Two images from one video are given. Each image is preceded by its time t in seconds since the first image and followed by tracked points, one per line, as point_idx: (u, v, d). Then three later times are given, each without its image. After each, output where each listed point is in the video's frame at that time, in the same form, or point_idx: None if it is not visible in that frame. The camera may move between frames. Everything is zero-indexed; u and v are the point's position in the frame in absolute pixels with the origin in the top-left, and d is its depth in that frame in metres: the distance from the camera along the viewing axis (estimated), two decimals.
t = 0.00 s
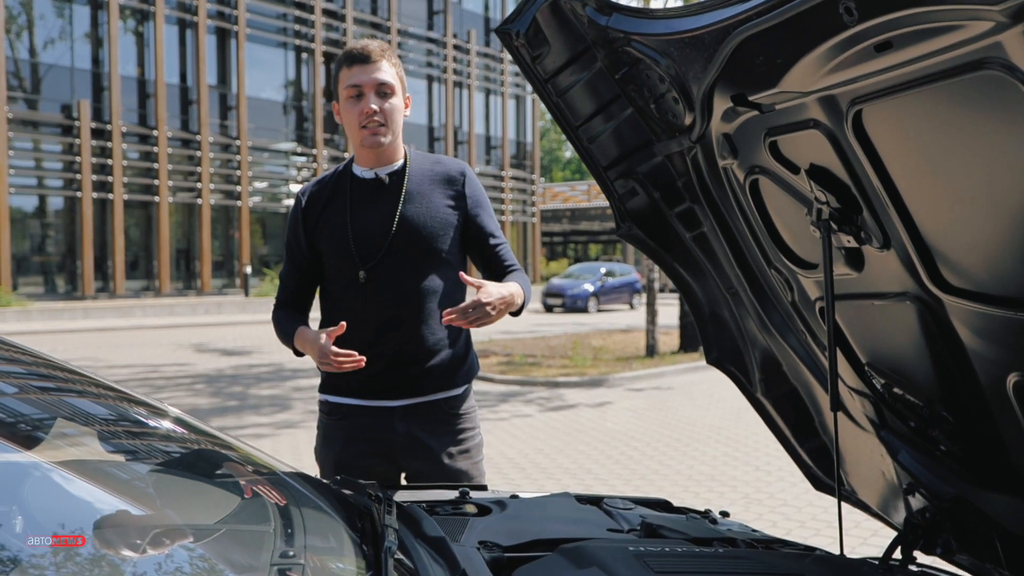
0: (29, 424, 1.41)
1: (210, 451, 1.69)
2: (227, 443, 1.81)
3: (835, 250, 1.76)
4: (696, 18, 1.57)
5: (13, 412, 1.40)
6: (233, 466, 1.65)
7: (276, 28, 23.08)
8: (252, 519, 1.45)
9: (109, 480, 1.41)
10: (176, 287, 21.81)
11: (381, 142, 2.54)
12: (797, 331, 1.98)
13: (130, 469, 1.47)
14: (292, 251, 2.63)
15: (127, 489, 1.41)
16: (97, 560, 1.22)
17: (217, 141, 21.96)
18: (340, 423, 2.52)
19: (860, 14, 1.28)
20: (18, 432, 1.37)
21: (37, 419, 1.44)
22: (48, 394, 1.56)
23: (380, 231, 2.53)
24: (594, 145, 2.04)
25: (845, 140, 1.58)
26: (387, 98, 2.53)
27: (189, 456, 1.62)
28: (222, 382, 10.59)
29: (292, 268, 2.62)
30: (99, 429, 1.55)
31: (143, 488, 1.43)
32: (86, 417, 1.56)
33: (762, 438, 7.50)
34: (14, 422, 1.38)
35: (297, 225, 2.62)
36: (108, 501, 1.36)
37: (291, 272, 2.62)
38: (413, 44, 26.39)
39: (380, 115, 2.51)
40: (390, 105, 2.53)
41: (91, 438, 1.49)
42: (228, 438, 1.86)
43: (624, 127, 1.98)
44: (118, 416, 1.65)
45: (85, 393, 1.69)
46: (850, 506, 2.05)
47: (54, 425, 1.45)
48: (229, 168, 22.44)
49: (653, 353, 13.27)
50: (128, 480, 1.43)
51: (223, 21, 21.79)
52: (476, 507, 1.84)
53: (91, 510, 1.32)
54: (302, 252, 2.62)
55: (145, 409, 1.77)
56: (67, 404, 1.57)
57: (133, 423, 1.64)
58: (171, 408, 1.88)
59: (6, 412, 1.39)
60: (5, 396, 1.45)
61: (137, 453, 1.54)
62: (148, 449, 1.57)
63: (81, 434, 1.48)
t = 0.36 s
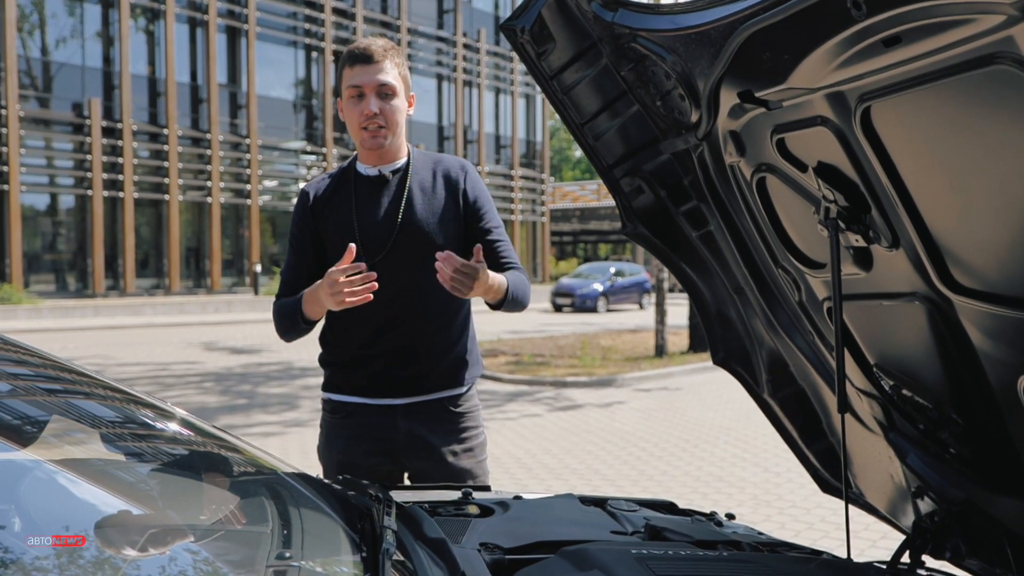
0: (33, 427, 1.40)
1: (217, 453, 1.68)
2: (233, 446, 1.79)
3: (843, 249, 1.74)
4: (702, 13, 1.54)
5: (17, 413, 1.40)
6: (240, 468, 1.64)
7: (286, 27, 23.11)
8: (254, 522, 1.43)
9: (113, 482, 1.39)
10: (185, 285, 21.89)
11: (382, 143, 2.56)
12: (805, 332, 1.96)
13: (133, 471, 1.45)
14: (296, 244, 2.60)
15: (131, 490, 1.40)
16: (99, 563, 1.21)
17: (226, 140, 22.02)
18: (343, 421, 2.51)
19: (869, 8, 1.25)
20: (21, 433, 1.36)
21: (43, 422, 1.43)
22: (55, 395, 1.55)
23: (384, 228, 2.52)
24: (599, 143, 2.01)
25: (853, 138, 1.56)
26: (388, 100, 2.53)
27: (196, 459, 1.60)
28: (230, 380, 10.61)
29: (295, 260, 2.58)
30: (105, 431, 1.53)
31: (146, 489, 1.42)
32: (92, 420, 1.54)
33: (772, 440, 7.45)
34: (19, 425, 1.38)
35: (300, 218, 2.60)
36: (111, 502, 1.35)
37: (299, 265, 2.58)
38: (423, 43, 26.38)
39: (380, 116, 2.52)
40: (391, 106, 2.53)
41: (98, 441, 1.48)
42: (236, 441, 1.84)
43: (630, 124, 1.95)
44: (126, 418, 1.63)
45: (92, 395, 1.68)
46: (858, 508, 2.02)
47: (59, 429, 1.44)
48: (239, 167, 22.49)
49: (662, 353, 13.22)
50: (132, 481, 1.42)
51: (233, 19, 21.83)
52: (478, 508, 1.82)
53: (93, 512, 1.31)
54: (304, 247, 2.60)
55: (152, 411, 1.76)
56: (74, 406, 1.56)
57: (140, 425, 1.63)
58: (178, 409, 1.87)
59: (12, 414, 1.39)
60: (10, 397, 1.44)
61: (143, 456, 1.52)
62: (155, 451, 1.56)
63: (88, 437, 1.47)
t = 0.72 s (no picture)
0: (33, 424, 1.40)
1: (216, 453, 1.67)
2: (236, 444, 1.78)
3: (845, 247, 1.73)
4: (702, 10, 1.52)
5: (19, 413, 1.40)
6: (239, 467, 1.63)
7: (290, 25, 23.10)
8: (252, 519, 1.43)
9: (111, 481, 1.39)
10: (189, 283, 21.92)
11: (386, 151, 2.53)
12: (808, 331, 1.95)
13: (132, 470, 1.44)
14: (292, 246, 2.58)
15: (130, 489, 1.39)
16: (98, 563, 1.21)
17: (229, 137, 22.03)
18: (345, 416, 2.50)
19: (872, 4, 1.24)
20: (19, 431, 1.36)
21: (41, 421, 1.42)
22: (56, 395, 1.54)
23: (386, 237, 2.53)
24: (601, 139, 1.99)
25: (856, 135, 1.55)
26: (391, 106, 2.51)
27: (197, 459, 1.60)
28: (233, 377, 10.62)
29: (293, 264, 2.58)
30: (107, 431, 1.53)
31: (146, 489, 1.41)
32: (94, 421, 1.54)
33: (774, 439, 7.43)
34: (20, 423, 1.38)
35: (297, 220, 2.58)
36: (111, 502, 1.34)
37: (292, 262, 2.58)
38: (426, 40, 26.34)
39: (383, 124, 2.50)
40: (393, 113, 2.52)
41: (99, 440, 1.48)
42: (237, 440, 1.83)
43: (632, 122, 1.94)
44: (128, 418, 1.63)
45: (94, 395, 1.67)
46: (860, 509, 2.01)
47: (61, 427, 1.44)
48: (242, 164, 22.51)
49: (665, 352, 13.20)
50: (131, 480, 1.41)
51: (237, 17, 21.82)
52: (477, 506, 1.81)
53: (93, 511, 1.31)
54: (302, 247, 2.59)
55: (153, 411, 1.75)
56: (75, 406, 1.55)
57: (142, 426, 1.63)
58: (179, 408, 1.86)
59: (13, 413, 1.39)
60: (10, 398, 1.44)
61: (145, 455, 1.52)
62: (156, 451, 1.55)
63: (90, 437, 1.47)
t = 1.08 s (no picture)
0: (30, 422, 1.40)
1: (213, 451, 1.66)
2: (233, 443, 1.78)
3: (842, 245, 1.73)
4: (699, 8, 1.52)
5: (16, 411, 1.40)
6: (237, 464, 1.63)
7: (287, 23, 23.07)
8: (248, 517, 1.42)
9: (108, 479, 1.39)
10: (185, 281, 21.90)
11: (387, 152, 2.53)
12: (805, 329, 1.95)
13: (130, 468, 1.45)
14: (290, 242, 2.56)
15: (127, 486, 1.39)
16: (97, 561, 1.21)
17: (226, 136, 21.99)
18: (343, 415, 2.50)
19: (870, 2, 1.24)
20: (17, 429, 1.36)
21: (38, 417, 1.42)
22: (53, 392, 1.54)
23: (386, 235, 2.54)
24: (598, 138, 1.99)
25: (854, 134, 1.55)
26: (392, 107, 2.51)
27: (194, 456, 1.60)
28: (230, 376, 10.61)
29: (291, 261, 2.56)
30: (105, 429, 1.53)
31: (143, 487, 1.41)
32: (91, 419, 1.53)
33: (771, 437, 7.44)
34: (16, 421, 1.38)
35: (294, 215, 2.56)
36: (108, 501, 1.34)
37: (288, 259, 2.56)
38: (424, 39, 26.33)
39: (384, 126, 2.50)
40: (395, 114, 2.52)
41: (97, 438, 1.48)
42: (235, 438, 1.82)
43: (630, 119, 1.93)
44: (124, 416, 1.63)
45: (91, 393, 1.67)
46: (857, 506, 2.01)
47: (59, 425, 1.44)
48: (239, 163, 22.48)
49: (663, 350, 13.21)
50: (128, 477, 1.41)
51: (234, 15, 21.77)
52: (475, 504, 1.81)
53: (90, 509, 1.31)
54: (298, 243, 2.57)
55: (150, 409, 1.74)
56: (72, 404, 1.55)
57: (139, 424, 1.62)
58: (177, 407, 1.85)
59: (10, 411, 1.39)
60: (7, 395, 1.44)
61: (143, 453, 1.52)
62: (153, 449, 1.55)
63: (89, 435, 1.47)
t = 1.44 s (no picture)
0: (26, 421, 1.40)
1: (210, 448, 1.67)
2: (228, 441, 1.79)
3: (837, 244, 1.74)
4: (696, 9, 1.54)
5: (12, 409, 1.40)
6: (233, 462, 1.63)
7: (280, 22, 23.06)
8: (247, 515, 1.43)
9: (104, 477, 1.39)
10: (179, 281, 21.86)
11: (384, 159, 2.54)
12: (800, 326, 1.96)
13: (127, 466, 1.45)
14: (286, 243, 2.55)
15: (123, 484, 1.40)
16: (93, 559, 1.21)
17: (220, 135, 21.96)
18: (342, 415, 2.50)
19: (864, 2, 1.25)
20: (14, 427, 1.37)
21: (34, 416, 1.42)
22: (48, 391, 1.54)
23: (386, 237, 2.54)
24: (595, 137, 2.00)
25: (848, 132, 1.56)
26: (390, 116, 2.50)
27: (190, 454, 1.60)
28: (225, 376, 10.61)
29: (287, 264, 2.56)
30: (100, 427, 1.53)
31: (141, 486, 1.42)
32: (88, 417, 1.54)
33: (766, 435, 7.46)
34: (13, 419, 1.38)
35: (290, 218, 2.55)
36: (105, 499, 1.35)
37: (282, 260, 2.55)
38: (418, 38, 26.35)
39: (382, 134, 2.50)
40: (393, 123, 2.51)
41: (92, 437, 1.48)
42: (231, 436, 1.83)
43: (626, 118, 1.95)
44: (120, 414, 1.63)
45: (86, 391, 1.67)
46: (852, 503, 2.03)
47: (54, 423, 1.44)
48: (233, 162, 22.45)
49: (657, 349, 13.23)
50: (123, 476, 1.42)
51: (227, 14, 21.75)
52: (473, 502, 1.82)
53: (87, 507, 1.31)
54: (295, 245, 2.56)
55: (146, 407, 1.75)
56: (67, 402, 1.55)
57: (135, 422, 1.63)
58: (172, 405, 1.86)
59: (5, 409, 1.39)
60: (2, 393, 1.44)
61: (138, 451, 1.52)
62: (149, 447, 1.55)
63: (84, 433, 1.47)
